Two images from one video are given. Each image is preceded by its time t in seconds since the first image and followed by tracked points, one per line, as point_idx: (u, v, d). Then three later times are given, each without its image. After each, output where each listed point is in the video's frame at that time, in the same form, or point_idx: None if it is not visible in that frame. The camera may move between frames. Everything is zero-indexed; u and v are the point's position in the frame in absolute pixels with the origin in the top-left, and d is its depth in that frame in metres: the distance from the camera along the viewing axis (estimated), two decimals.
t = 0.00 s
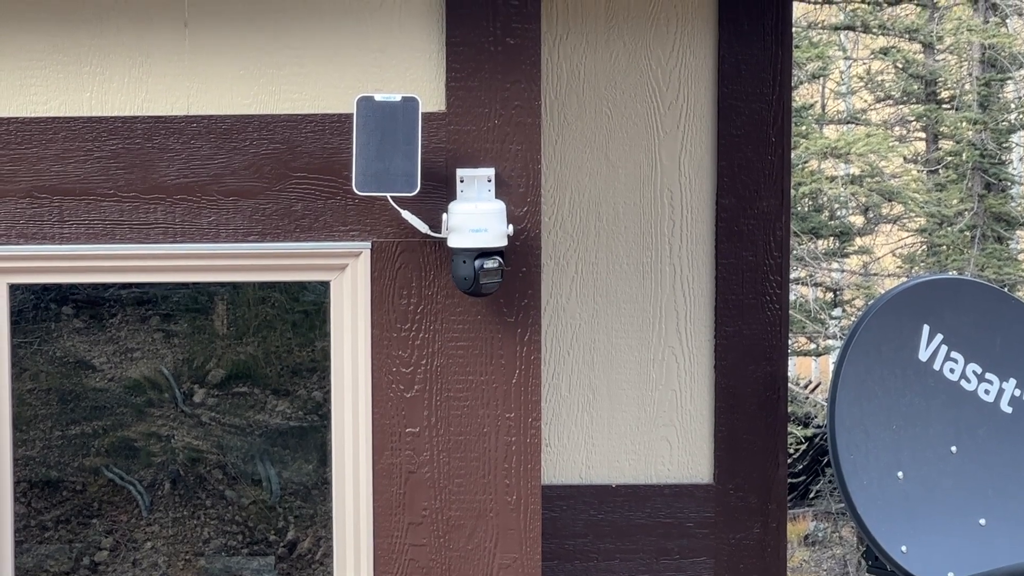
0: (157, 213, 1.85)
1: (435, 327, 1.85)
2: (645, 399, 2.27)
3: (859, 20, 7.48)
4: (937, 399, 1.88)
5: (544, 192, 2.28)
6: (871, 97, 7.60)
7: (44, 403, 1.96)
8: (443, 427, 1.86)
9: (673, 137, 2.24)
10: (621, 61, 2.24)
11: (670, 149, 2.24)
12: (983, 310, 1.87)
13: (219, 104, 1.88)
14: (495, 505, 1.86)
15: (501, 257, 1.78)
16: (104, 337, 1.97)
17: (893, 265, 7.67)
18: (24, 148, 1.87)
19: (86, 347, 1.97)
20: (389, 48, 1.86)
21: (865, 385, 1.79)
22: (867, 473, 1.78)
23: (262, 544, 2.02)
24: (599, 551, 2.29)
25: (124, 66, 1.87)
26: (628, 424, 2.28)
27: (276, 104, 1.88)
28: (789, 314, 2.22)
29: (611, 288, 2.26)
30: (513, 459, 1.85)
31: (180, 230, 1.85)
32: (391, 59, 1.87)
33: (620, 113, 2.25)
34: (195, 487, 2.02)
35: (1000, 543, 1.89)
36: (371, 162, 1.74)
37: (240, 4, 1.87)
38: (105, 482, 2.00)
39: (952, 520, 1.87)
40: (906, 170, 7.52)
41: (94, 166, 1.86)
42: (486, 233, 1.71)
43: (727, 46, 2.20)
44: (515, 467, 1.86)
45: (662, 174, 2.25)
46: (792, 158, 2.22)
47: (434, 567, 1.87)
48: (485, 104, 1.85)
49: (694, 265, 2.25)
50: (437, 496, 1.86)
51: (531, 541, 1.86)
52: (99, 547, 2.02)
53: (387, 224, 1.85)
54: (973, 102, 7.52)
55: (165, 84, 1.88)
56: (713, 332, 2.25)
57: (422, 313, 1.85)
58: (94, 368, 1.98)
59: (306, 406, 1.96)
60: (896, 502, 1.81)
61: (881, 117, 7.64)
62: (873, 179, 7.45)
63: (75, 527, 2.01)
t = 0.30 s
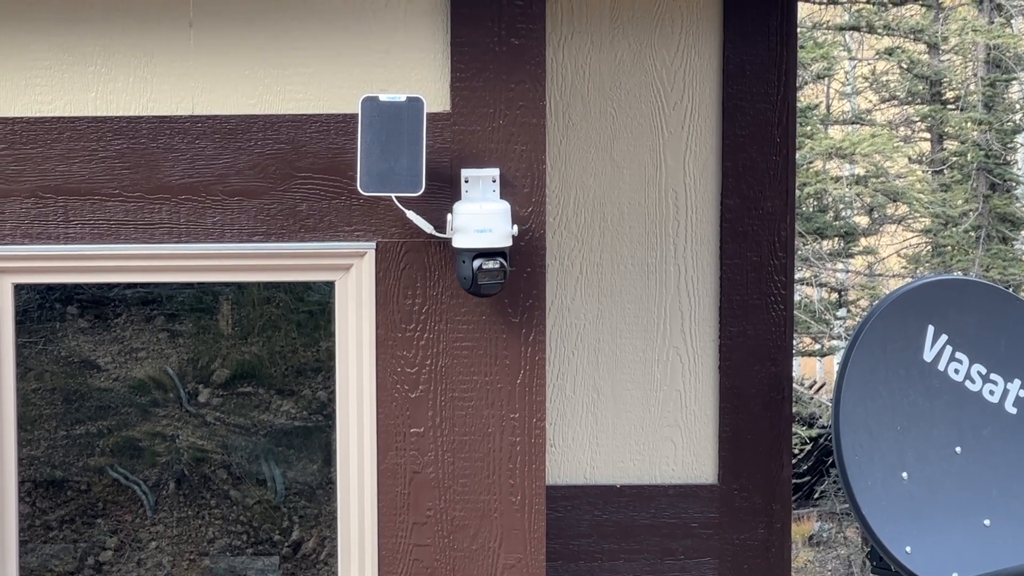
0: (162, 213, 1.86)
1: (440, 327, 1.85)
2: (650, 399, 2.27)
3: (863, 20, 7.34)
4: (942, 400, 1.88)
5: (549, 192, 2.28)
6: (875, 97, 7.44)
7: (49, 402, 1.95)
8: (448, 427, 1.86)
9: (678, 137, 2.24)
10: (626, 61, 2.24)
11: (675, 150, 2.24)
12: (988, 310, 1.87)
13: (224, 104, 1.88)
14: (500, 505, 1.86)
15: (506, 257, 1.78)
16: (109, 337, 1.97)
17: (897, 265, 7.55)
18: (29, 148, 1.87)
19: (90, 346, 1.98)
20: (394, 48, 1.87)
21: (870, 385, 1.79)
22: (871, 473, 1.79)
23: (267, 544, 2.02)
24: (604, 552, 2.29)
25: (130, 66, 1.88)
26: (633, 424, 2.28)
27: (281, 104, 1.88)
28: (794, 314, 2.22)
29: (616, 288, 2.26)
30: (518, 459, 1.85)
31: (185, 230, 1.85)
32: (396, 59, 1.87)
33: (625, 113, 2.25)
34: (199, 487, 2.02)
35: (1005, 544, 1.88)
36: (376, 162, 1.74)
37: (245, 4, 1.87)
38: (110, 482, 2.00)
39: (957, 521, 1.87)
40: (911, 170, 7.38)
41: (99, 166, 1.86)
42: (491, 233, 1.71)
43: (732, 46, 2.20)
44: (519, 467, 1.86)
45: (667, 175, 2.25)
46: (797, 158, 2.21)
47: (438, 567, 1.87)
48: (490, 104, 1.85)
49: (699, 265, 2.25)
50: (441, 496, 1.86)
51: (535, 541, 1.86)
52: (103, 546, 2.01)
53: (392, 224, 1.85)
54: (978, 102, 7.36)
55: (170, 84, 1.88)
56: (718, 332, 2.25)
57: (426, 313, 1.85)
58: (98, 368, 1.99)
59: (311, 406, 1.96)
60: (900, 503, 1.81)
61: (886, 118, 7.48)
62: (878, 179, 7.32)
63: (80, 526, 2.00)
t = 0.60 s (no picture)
0: (167, 212, 1.85)
1: (445, 327, 1.85)
2: (654, 399, 2.27)
3: (869, 19, 7.34)
4: (946, 400, 1.87)
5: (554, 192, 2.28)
6: (881, 97, 7.46)
7: (54, 402, 1.95)
8: (452, 427, 1.86)
9: (683, 137, 2.24)
10: (631, 61, 2.24)
11: (680, 149, 2.24)
12: (994, 310, 1.86)
13: (229, 103, 1.88)
14: (505, 505, 1.86)
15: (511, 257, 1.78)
16: (114, 337, 1.97)
17: (903, 265, 7.52)
18: (34, 147, 1.87)
19: (95, 346, 1.98)
20: (398, 47, 1.86)
21: (875, 385, 1.80)
22: (876, 473, 1.79)
23: (271, 544, 2.02)
24: (609, 552, 2.29)
25: (134, 64, 1.87)
26: (638, 424, 2.28)
27: (286, 104, 1.87)
28: (799, 314, 2.22)
29: (621, 288, 2.26)
30: (522, 459, 1.85)
31: (189, 229, 1.85)
32: (400, 58, 1.86)
33: (631, 113, 2.25)
34: (204, 487, 2.02)
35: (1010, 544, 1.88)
36: (381, 161, 1.74)
37: (250, 3, 1.87)
38: (114, 481, 2.01)
39: (961, 521, 1.87)
40: (916, 170, 7.36)
41: (104, 165, 1.86)
42: (496, 233, 1.71)
43: (737, 46, 2.20)
44: (524, 467, 1.85)
45: (672, 174, 2.24)
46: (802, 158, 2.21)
47: (443, 567, 1.87)
48: (495, 103, 1.85)
49: (704, 265, 2.25)
50: (446, 496, 1.86)
51: (540, 541, 1.86)
52: (108, 546, 2.02)
53: (397, 224, 1.85)
54: (983, 102, 7.27)
55: (174, 83, 1.88)
56: (723, 332, 2.25)
57: (431, 313, 1.85)
58: (103, 367, 1.99)
59: (316, 405, 1.96)
60: (904, 503, 1.81)
61: (891, 118, 7.51)
62: (883, 179, 7.29)
63: (85, 526, 2.01)
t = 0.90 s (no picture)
0: (173, 210, 1.85)
1: (451, 325, 1.85)
2: (661, 398, 2.27)
3: (876, 17, 6.88)
4: (953, 399, 1.87)
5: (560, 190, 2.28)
6: (886, 96, 6.97)
7: (61, 400, 1.95)
8: (458, 426, 1.86)
9: (690, 136, 2.24)
10: (637, 59, 2.24)
11: (686, 148, 2.24)
12: (1000, 309, 1.86)
13: (235, 101, 1.88)
14: (510, 504, 1.86)
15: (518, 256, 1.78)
16: (120, 335, 1.98)
17: (909, 264, 7.07)
18: (41, 146, 1.87)
19: (102, 344, 1.98)
20: (405, 45, 1.87)
21: (881, 383, 1.80)
22: (883, 472, 1.79)
23: (277, 542, 2.03)
24: (615, 550, 2.29)
25: (141, 63, 1.87)
26: (644, 422, 2.28)
27: (292, 102, 1.88)
28: (805, 313, 2.22)
29: (627, 287, 2.26)
30: (529, 457, 1.85)
31: (196, 227, 1.85)
32: (407, 56, 1.87)
33: (637, 112, 2.25)
34: (210, 485, 2.02)
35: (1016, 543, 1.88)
36: (388, 160, 1.74)
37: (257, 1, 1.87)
38: (121, 479, 2.01)
39: (967, 520, 1.87)
40: (922, 169, 6.93)
41: (110, 163, 1.86)
42: (502, 231, 1.71)
43: (744, 45, 2.20)
44: (530, 466, 1.85)
45: (678, 173, 2.24)
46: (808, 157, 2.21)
47: (449, 566, 1.87)
48: (501, 101, 1.85)
49: (710, 263, 2.25)
50: (452, 494, 1.86)
51: (546, 540, 1.86)
52: (114, 544, 2.02)
53: (403, 222, 1.85)
54: (990, 101, 6.91)
55: (181, 82, 1.88)
56: (729, 330, 2.25)
57: (437, 311, 1.85)
58: (110, 365, 1.99)
59: (322, 404, 1.96)
60: (911, 501, 1.81)
61: (897, 117, 7.01)
62: (889, 178, 6.87)
63: (92, 524, 2.01)
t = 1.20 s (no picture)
0: (179, 209, 1.86)
1: (458, 323, 1.85)
2: (666, 397, 2.27)
3: (881, 18, 7.07)
4: (959, 398, 1.87)
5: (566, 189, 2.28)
6: (893, 96, 7.21)
7: (66, 399, 1.95)
8: (465, 425, 1.86)
9: (695, 135, 2.24)
10: (643, 59, 2.24)
11: (692, 147, 2.24)
12: (1007, 308, 1.86)
13: (242, 101, 1.88)
14: (517, 502, 1.86)
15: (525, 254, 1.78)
16: (127, 334, 1.97)
17: (915, 264, 7.22)
18: (47, 144, 1.87)
19: (108, 344, 1.98)
20: (411, 44, 1.86)
21: (887, 382, 1.80)
22: (888, 471, 1.79)
23: (284, 541, 2.02)
24: (621, 550, 2.29)
25: (148, 62, 1.87)
26: (650, 422, 2.28)
27: (298, 101, 1.88)
28: (811, 312, 2.22)
29: (633, 286, 2.26)
30: (535, 456, 1.85)
31: (202, 226, 1.85)
32: (413, 56, 1.86)
33: (643, 111, 2.25)
34: (217, 484, 2.02)
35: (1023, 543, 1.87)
36: (394, 158, 1.74)
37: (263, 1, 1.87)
38: (127, 479, 2.01)
39: (974, 519, 1.87)
40: (930, 168, 7.07)
41: (116, 162, 1.86)
42: (508, 230, 1.71)
43: (750, 44, 2.20)
44: (537, 465, 1.85)
45: (684, 172, 2.24)
46: (815, 156, 2.21)
47: (456, 565, 1.87)
48: (508, 100, 1.85)
49: (716, 263, 2.25)
50: (459, 493, 1.86)
51: (552, 539, 1.86)
52: (120, 544, 2.02)
53: (409, 221, 1.85)
54: (996, 100, 7.01)
55: (187, 81, 1.88)
56: (735, 330, 2.25)
57: (444, 310, 1.85)
58: (116, 365, 1.99)
59: (329, 403, 1.96)
60: (917, 501, 1.81)
61: (903, 116, 7.24)
62: (896, 177, 6.95)
63: (97, 523, 2.01)
